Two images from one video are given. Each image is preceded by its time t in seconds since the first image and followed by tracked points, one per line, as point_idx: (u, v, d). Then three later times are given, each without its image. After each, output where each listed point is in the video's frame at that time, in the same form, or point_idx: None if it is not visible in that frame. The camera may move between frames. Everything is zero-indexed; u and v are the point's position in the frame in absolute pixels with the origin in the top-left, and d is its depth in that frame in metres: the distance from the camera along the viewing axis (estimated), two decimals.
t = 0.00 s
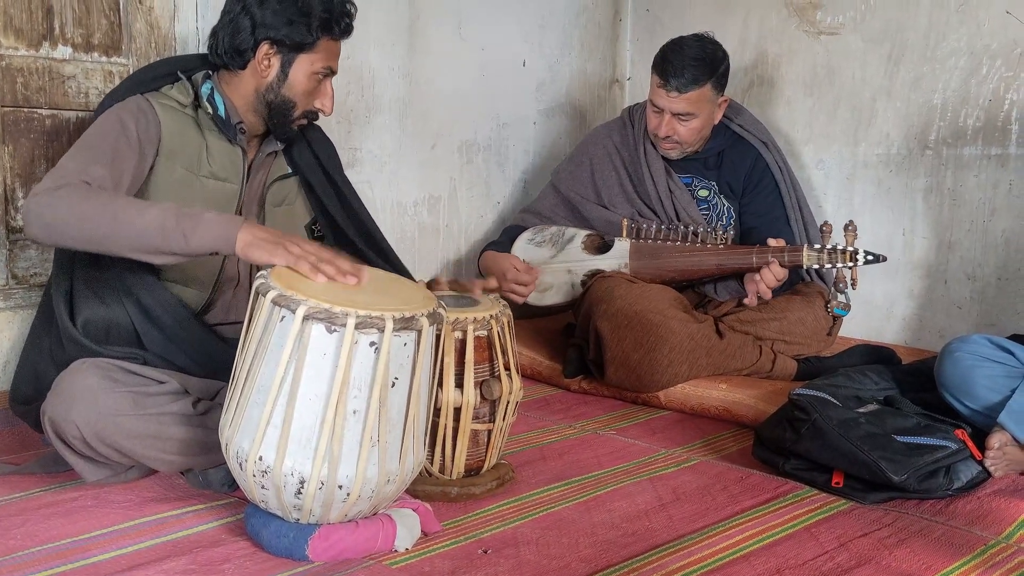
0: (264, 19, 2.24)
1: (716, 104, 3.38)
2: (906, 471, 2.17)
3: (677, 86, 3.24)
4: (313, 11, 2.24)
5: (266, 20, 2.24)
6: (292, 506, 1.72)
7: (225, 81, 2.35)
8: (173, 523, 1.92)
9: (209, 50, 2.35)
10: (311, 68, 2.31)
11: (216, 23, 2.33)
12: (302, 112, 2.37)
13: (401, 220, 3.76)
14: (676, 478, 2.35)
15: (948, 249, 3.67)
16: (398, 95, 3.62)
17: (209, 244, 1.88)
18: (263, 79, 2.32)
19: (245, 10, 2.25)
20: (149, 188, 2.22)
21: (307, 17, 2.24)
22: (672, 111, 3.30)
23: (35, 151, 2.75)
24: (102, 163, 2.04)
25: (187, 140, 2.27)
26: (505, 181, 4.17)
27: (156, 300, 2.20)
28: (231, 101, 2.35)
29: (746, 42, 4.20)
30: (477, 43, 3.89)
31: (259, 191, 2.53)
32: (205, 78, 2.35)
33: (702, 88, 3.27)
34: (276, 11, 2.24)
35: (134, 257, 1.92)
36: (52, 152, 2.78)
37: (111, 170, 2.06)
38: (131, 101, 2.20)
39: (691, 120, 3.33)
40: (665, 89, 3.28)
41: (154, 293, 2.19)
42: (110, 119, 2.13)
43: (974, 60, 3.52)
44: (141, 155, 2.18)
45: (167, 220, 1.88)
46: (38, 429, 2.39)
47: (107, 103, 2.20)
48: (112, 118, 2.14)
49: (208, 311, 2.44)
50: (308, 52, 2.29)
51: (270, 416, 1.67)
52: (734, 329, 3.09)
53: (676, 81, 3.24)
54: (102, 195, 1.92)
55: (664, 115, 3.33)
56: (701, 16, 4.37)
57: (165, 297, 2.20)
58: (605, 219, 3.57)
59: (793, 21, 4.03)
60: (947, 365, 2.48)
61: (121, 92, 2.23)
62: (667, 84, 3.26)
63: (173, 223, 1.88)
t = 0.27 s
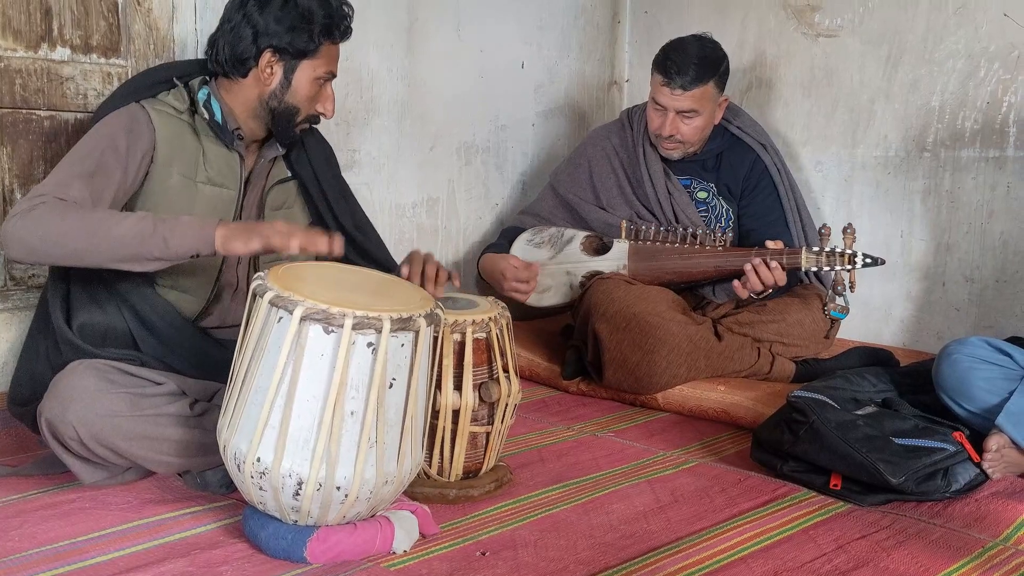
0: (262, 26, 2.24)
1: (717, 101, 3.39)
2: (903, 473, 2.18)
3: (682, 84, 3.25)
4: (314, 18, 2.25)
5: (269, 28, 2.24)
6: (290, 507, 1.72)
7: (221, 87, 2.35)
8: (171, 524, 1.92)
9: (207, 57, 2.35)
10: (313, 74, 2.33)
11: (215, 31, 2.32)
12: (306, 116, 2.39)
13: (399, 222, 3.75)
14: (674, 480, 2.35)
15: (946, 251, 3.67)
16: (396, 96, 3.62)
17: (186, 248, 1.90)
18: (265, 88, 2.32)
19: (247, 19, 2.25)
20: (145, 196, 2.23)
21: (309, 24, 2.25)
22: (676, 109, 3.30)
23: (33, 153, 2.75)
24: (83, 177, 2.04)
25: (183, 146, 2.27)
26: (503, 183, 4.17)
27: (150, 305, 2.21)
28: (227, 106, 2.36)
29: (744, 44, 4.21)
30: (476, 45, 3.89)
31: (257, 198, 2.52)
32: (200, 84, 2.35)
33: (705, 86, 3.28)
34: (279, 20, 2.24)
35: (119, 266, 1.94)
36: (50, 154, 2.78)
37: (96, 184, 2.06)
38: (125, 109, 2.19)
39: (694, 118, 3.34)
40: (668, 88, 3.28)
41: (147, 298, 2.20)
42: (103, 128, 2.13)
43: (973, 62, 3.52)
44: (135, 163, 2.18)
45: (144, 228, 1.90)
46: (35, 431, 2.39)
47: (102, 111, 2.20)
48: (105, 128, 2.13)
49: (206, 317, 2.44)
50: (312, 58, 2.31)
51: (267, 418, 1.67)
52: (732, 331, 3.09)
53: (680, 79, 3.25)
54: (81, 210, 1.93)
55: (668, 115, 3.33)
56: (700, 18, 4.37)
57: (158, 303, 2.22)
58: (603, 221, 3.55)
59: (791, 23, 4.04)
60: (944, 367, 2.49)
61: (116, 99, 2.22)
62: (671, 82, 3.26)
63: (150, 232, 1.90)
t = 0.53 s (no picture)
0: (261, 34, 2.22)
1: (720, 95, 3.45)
2: (902, 475, 2.18)
3: (688, 73, 3.31)
4: (315, 34, 2.23)
5: (267, 39, 2.22)
6: (289, 508, 1.72)
7: (218, 90, 2.35)
8: (169, 525, 1.91)
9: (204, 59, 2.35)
10: (310, 86, 2.30)
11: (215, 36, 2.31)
12: (300, 126, 2.39)
13: (398, 223, 3.75)
14: (672, 481, 2.35)
15: (944, 252, 3.67)
16: (395, 97, 3.62)
17: (194, 219, 1.90)
18: (261, 98, 2.31)
19: (246, 27, 2.23)
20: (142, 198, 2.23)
21: (308, 39, 2.22)
22: (683, 98, 3.35)
23: (32, 153, 2.74)
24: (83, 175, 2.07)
25: (179, 147, 2.27)
26: (502, 183, 4.17)
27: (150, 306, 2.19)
28: (224, 109, 2.36)
29: (743, 45, 4.21)
30: (475, 46, 3.89)
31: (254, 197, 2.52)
32: (196, 85, 2.36)
33: (711, 74, 3.35)
34: (278, 32, 2.22)
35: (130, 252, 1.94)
36: (48, 154, 2.78)
37: (94, 184, 2.08)
38: (121, 112, 2.21)
39: (701, 109, 3.37)
40: (675, 77, 3.33)
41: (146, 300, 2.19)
42: (98, 130, 2.15)
43: (971, 64, 3.53)
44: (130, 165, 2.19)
45: (148, 211, 1.91)
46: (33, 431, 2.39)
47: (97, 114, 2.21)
48: (101, 129, 2.16)
49: (204, 318, 2.43)
50: (308, 72, 2.28)
51: (266, 419, 1.67)
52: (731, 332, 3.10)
53: (686, 69, 3.31)
54: (81, 203, 1.95)
55: (675, 105, 3.36)
56: (698, 19, 4.37)
57: (155, 303, 2.20)
58: (602, 222, 3.55)
59: (789, 24, 4.04)
60: (943, 368, 2.49)
61: (111, 103, 2.24)
62: (677, 71, 3.32)
63: (155, 215, 1.91)
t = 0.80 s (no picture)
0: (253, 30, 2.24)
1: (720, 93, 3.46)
2: (902, 475, 2.18)
3: (691, 67, 3.33)
4: (302, 24, 2.24)
5: (255, 35, 2.24)
6: (288, 508, 1.72)
7: (213, 90, 2.35)
8: (168, 525, 1.91)
9: (197, 59, 2.36)
10: (302, 79, 2.31)
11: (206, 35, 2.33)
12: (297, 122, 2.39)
13: (397, 223, 3.75)
14: (672, 481, 2.35)
15: (944, 253, 3.68)
16: (394, 98, 3.62)
17: (182, 245, 1.91)
18: (253, 93, 2.32)
19: (234, 24, 2.25)
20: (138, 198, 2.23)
21: (295, 31, 2.24)
22: (686, 92, 3.36)
23: (31, 153, 2.74)
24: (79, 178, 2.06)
25: (175, 147, 2.27)
26: (501, 184, 4.17)
27: (147, 306, 2.19)
28: (219, 108, 2.36)
29: (742, 45, 4.21)
30: (474, 46, 3.90)
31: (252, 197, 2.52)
32: (191, 85, 2.35)
33: (712, 70, 3.37)
34: (265, 27, 2.23)
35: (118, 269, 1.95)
36: (47, 154, 2.78)
37: (89, 185, 2.08)
38: (115, 112, 2.20)
39: (704, 103, 3.38)
40: (678, 71, 3.34)
41: (144, 300, 2.19)
42: (94, 133, 2.14)
43: (970, 64, 3.53)
44: (126, 166, 2.18)
45: (140, 228, 1.92)
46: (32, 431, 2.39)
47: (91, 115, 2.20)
48: (96, 129, 2.15)
49: (202, 318, 2.43)
50: (298, 63, 2.29)
51: (265, 419, 1.67)
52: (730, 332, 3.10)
53: (689, 63, 3.32)
54: (74, 211, 1.94)
55: (677, 99, 3.37)
56: (697, 19, 4.37)
57: (154, 304, 2.20)
58: (602, 222, 3.55)
59: (788, 25, 4.04)
60: (942, 369, 2.49)
61: (106, 103, 2.23)
62: (681, 65, 3.33)
63: (147, 234, 1.91)
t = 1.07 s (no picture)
0: (233, 21, 2.26)
1: (720, 90, 3.49)
2: (900, 475, 2.18)
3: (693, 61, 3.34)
4: None
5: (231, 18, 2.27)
6: (287, 508, 1.72)
7: (207, 88, 2.36)
8: (167, 525, 1.91)
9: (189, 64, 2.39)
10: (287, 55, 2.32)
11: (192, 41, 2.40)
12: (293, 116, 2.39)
13: (396, 223, 3.75)
14: (670, 481, 2.36)
15: (942, 253, 3.68)
16: (393, 98, 3.62)
17: (182, 246, 1.91)
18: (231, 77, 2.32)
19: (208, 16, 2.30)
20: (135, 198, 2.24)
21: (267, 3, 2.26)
22: (688, 86, 3.37)
23: (29, 153, 2.74)
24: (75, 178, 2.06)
25: (170, 147, 2.27)
26: (500, 184, 4.17)
27: (144, 307, 2.19)
28: (213, 107, 2.37)
29: (740, 46, 4.21)
30: (473, 46, 3.90)
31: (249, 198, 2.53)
32: (187, 85, 2.36)
33: (713, 65, 3.39)
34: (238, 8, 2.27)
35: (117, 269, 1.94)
36: (46, 154, 2.78)
37: (85, 185, 2.08)
38: (111, 112, 2.20)
39: (705, 98, 3.40)
40: (680, 65, 3.36)
41: (142, 300, 2.19)
42: (91, 134, 2.14)
43: (969, 65, 3.53)
44: (123, 166, 2.18)
45: (141, 228, 1.91)
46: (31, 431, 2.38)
47: (88, 116, 2.20)
48: (93, 129, 2.14)
49: (200, 318, 2.44)
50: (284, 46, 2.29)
51: (264, 419, 1.67)
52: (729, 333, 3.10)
53: (691, 56, 3.34)
54: (73, 213, 1.94)
55: (678, 93, 3.39)
56: (696, 20, 4.37)
57: (153, 305, 2.20)
58: (601, 223, 3.54)
59: (787, 26, 4.05)
60: (941, 369, 2.49)
61: (102, 102, 2.22)
62: (683, 59, 3.35)
63: (146, 234, 1.90)
